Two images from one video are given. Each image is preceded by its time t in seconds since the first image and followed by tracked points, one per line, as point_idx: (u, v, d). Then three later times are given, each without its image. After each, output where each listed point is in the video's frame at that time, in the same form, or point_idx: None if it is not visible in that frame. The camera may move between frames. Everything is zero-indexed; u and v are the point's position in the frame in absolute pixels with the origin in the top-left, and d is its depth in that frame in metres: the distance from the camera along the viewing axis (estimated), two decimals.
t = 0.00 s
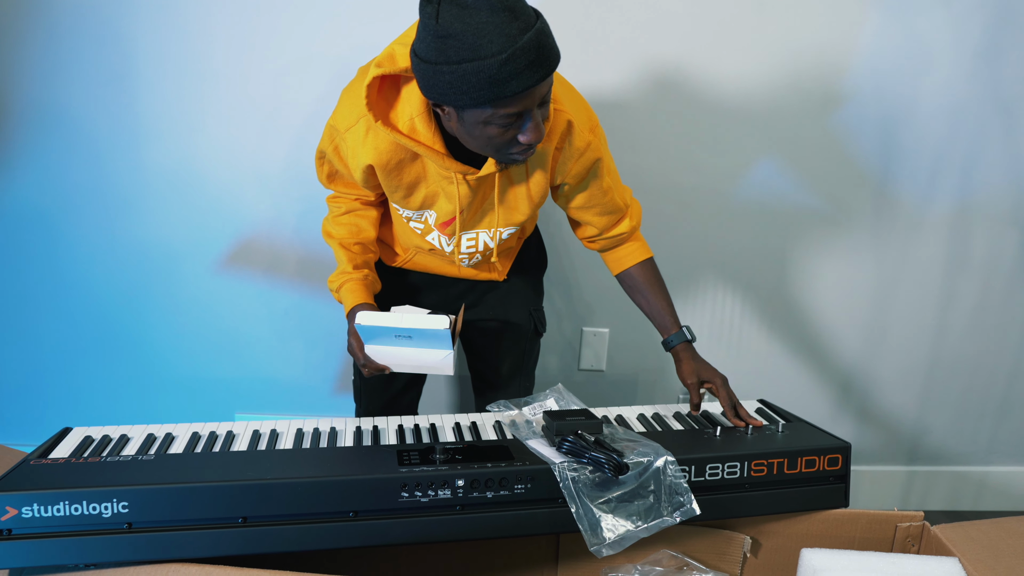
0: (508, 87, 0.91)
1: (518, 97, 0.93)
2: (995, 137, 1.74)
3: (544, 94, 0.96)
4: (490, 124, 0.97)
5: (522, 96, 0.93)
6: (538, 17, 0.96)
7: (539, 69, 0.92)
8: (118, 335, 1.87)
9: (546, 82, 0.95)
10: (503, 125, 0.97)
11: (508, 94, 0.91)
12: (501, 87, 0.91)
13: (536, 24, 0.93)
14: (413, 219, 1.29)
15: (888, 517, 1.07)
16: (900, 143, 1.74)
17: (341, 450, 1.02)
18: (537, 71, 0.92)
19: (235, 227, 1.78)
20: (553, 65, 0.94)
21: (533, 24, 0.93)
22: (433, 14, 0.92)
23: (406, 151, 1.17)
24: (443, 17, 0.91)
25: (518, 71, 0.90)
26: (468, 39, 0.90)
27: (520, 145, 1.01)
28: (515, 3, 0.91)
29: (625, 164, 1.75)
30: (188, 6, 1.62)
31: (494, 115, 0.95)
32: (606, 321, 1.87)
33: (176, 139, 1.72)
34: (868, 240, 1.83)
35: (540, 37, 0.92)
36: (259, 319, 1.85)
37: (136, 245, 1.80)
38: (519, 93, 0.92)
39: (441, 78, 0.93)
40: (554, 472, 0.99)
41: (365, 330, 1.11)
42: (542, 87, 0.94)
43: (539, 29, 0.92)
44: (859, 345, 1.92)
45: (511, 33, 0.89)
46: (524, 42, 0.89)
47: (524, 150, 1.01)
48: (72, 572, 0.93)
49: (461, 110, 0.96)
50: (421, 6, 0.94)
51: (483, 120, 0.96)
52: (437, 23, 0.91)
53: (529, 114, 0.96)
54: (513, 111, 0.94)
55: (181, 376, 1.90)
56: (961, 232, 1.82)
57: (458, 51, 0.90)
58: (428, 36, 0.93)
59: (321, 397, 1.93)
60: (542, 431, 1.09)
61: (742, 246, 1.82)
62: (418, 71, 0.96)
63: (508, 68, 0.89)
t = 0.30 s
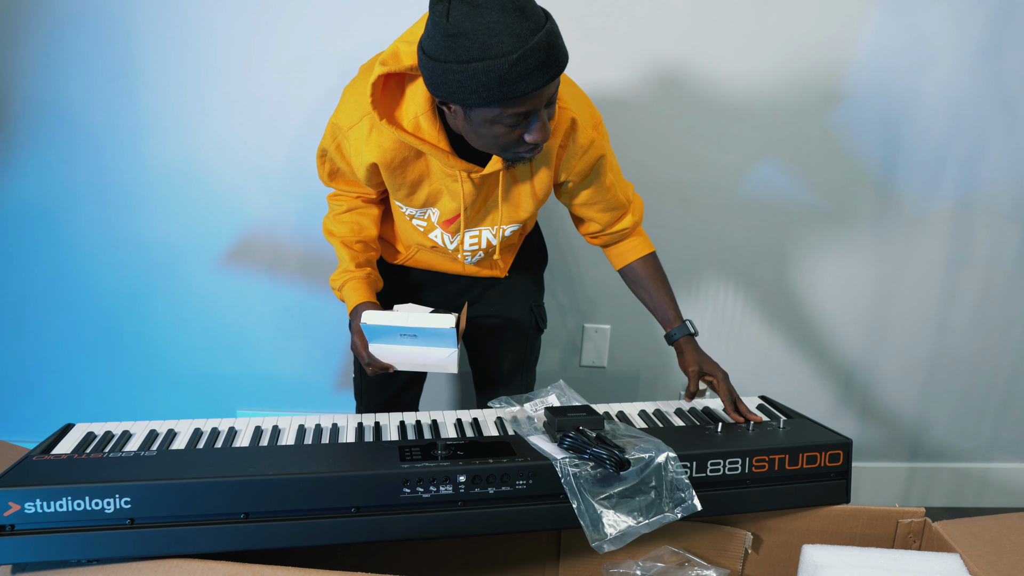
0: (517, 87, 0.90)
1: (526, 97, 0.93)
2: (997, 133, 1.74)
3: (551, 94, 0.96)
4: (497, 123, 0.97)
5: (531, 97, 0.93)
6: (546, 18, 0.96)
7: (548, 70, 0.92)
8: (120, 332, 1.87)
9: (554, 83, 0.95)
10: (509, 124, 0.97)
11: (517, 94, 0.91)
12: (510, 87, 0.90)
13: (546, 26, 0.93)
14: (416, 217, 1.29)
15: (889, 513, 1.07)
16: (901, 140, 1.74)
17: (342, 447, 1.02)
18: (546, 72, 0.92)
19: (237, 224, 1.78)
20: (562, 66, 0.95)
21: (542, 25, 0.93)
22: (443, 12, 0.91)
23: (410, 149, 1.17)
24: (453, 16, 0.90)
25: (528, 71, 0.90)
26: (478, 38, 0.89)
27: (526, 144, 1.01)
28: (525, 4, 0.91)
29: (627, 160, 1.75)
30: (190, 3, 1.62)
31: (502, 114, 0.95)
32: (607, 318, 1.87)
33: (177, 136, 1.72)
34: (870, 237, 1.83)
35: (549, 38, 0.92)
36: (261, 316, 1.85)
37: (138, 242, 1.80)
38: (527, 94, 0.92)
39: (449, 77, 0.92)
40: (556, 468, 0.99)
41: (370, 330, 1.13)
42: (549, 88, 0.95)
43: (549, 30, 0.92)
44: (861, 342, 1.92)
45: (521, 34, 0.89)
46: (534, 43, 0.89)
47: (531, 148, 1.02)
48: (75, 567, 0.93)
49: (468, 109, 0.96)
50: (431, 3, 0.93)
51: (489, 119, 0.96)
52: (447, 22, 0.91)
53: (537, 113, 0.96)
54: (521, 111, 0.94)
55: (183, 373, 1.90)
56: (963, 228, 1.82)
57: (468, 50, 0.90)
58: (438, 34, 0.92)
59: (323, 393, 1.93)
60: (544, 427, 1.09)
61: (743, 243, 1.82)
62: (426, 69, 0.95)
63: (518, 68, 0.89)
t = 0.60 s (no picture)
0: (490, 90, 0.88)
1: (500, 99, 0.90)
2: (1001, 125, 1.73)
3: (528, 92, 0.94)
4: (476, 123, 0.96)
5: (505, 98, 0.91)
6: (526, 12, 0.92)
7: (522, 72, 0.89)
8: (120, 324, 1.87)
9: (531, 81, 0.93)
10: (488, 124, 0.96)
11: (489, 98, 0.89)
12: (481, 92, 0.88)
13: (519, 23, 0.89)
14: (410, 209, 1.29)
15: (889, 506, 1.07)
16: (904, 132, 1.73)
17: (342, 438, 1.02)
18: (520, 72, 0.89)
19: (235, 214, 1.77)
20: (537, 63, 0.92)
21: (518, 22, 0.89)
22: (415, 14, 0.89)
23: (400, 140, 1.16)
24: (424, 18, 0.88)
25: (499, 75, 0.87)
26: (448, 42, 0.87)
27: (508, 141, 1.00)
28: (498, 2, 0.87)
29: (628, 151, 1.74)
30: None
31: (478, 114, 0.94)
32: (607, 309, 1.86)
33: (175, 126, 1.71)
34: (871, 229, 1.82)
35: (523, 38, 0.88)
36: (260, 308, 1.85)
37: (136, 233, 1.79)
38: (501, 95, 0.90)
39: (424, 80, 0.91)
40: (556, 460, 0.99)
41: (351, 318, 1.10)
42: (526, 88, 0.92)
43: (523, 29, 0.88)
44: (861, 334, 1.91)
45: (492, 36, 0.86)
46: (505, 45, 0.86)
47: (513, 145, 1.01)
48: (74, 560, 0.93)
49: (447, 110, 0.95)
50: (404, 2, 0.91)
51: (468, 119, 0.95)
52: (419, 24, 0.88)
53: (515, 113, 0.95)
54: (497, 111, 0.93)
55: (182, 364, 1.90)
56: (965, 221, 1.81)
57: (439, 54, 0.88)
58: (411, 36, 0.90)
59: (322, 385, 1.92)
60: (544, 419, 1.09)
61: (744, 234, 1.81)
62: (403, 69, 0.94)
63: (487, 72, 0.87)
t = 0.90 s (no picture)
0: (443, 122, 0.89)
1: (458, 127, 0.91)
2: (997, 129, 1.73)
3: (489, 117, 0.93)
4: (444, 146, 0.97)
5: (464, 126, 0.91)
6: (482, 36, 0.89)
7: (476, 101, 0.89)
8: (117, 325, 1.86)
9: (490, 106, 0.92)
10: (456, 147, 0.97)
11: (445, 128, 0.90)
12: (436, 123, 0.89)
13: (473, 52, 0.87)
14: (405, 214, 1.29)
15: (885, 509, 1.07)
16: (901, 135, 1.74)
17: (339, 441, 1.02)
18: (473, 102, 0.89)
19: (233, 216, 1.77)
20: (493, 90, 0.90)
21: (471, 50, 0.87)
22: (371, 47, 0.90)
23: (392, 148, 1.16)
24: (378, 52, 0.88)
25: (451, 108, 0.88)
26: (400, 76, 0.88)
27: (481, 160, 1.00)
28: (447, 33, 0.86)
29: (626, 153, 1.74)
30: None
31: (442, 140, 0.95)
32: (605, 312, 1.86)
33: (173, 128, 1.70)
34: (869, 232, 1.82)
35: (475, 68, 0.87)
36: (257, 309, 1.85)
37: (134, 233, 1.79)
38: (457, 125, 0.90)
39: (386, 110, 0.93)
40: (552, 462, 0.99)
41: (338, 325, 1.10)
42: (485, 114, 0.92)
43: (475, 59, 0.87)
44: (858, 337, 1.92)
45: (441, 70, 0.86)
46: (453, 79, 0.86)
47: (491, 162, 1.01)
48: (70, 562, 0.92)
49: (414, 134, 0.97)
50: (364, 32, 0.91)
51: (435, 143, 0.97)
52: (375, 57, 0.89)
53: (480, 135, 0.95)
54: (458, 138, 0.93)
55: (179, 366, 1.89)
56: (961, 225, 1.82)
57: (394, 87, 0.89)
58: (371, 66, 0.91)
59: (319, 387, 1.92)
60: (540, 422, 1.09)
61: (742, 236, 1.82)
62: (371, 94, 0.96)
63: (439, 106, 0.87)
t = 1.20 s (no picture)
0: (452, 100, 0.89)
1: (466, 107, 0.91)
2: (996, 128, 1.73)
3: (496, 98, 0.93)
4: (450, 130, 0.97)
5: (472, 105, 0.91)
6: (488, 17, 0.92)
7: (485, 78, 0.89)
8: (117, 323, 1.87)
9: (497, 86, 0.92)
10: (462, 130, 0.97)
11: (454, 107, 0.90)
12: (445, 101, 0.90)
13: (480, 29, 0.89)
14: (402, 209, 1.29)
15: (884, 507, 1.07)
16: (900, 135, 1.74)
17: (339, 438, 1.02)
18: (482, 79, 0.89)
19: (232, 214, 1.77)
20: (500, 67, 0.91)
21: (478, 29, 0.89)
22: (377, 31, 0.91)
23: (389, 143, 1.16)
24: (386, 34, 0.90)
25: (460, 84, 0.88)
26: (408, 55, 0.89)
27: (487, 146, 1.00)
28: (454, 11, 0.88)
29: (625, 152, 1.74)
30: None
31: (449, 122, 0.94)
32: (604, 310, 1.86)
33: (173, 126, 1.70)
34: (868, 231, 1.82)
35: (483, 45, 0.89)
36: (256, 308, 1.85)
37: (134, 232, 1.79)
38: (466, 103, 0.90)
39: (392, 93, 0.93)
40: (552, 460, 0.99)
41: (328, 318, 1.11)
42: (493, 93, 0.92)
43: (483, 36, 0.89)
44: (857, 336, 1.92)
45: (450, 46, 0.87)
46: (463, 54, 0.87)
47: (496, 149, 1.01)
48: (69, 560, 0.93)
49: (419, 120, 0.97)
50: (369, 20, 0.93)
51: (442, 127, 0.97)
52: (382, 40, 0.91)
53: (488, 118, 0.95)
54: (466, 119, 0.93)
55: (179, 364, 1.89)
56: (960, 224, 1.82)
57: (401, 67, 0.90)
58: (376, 52, 0.93)
59: (319, 385, 1.92)
60: (540, 420, 1.09)
61: (741, 235, 1.82)
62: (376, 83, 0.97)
63: (448, 83, 0.88)
